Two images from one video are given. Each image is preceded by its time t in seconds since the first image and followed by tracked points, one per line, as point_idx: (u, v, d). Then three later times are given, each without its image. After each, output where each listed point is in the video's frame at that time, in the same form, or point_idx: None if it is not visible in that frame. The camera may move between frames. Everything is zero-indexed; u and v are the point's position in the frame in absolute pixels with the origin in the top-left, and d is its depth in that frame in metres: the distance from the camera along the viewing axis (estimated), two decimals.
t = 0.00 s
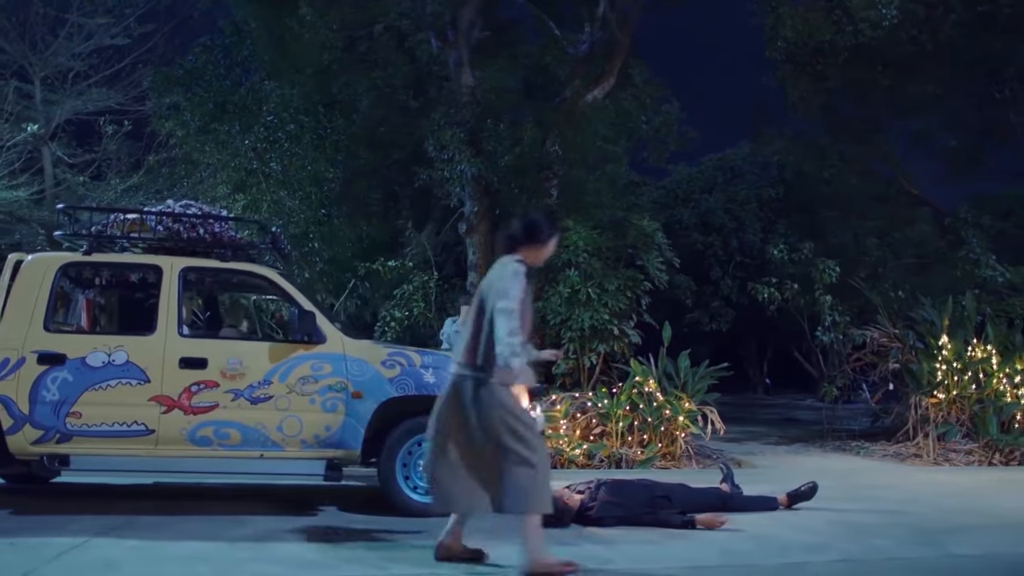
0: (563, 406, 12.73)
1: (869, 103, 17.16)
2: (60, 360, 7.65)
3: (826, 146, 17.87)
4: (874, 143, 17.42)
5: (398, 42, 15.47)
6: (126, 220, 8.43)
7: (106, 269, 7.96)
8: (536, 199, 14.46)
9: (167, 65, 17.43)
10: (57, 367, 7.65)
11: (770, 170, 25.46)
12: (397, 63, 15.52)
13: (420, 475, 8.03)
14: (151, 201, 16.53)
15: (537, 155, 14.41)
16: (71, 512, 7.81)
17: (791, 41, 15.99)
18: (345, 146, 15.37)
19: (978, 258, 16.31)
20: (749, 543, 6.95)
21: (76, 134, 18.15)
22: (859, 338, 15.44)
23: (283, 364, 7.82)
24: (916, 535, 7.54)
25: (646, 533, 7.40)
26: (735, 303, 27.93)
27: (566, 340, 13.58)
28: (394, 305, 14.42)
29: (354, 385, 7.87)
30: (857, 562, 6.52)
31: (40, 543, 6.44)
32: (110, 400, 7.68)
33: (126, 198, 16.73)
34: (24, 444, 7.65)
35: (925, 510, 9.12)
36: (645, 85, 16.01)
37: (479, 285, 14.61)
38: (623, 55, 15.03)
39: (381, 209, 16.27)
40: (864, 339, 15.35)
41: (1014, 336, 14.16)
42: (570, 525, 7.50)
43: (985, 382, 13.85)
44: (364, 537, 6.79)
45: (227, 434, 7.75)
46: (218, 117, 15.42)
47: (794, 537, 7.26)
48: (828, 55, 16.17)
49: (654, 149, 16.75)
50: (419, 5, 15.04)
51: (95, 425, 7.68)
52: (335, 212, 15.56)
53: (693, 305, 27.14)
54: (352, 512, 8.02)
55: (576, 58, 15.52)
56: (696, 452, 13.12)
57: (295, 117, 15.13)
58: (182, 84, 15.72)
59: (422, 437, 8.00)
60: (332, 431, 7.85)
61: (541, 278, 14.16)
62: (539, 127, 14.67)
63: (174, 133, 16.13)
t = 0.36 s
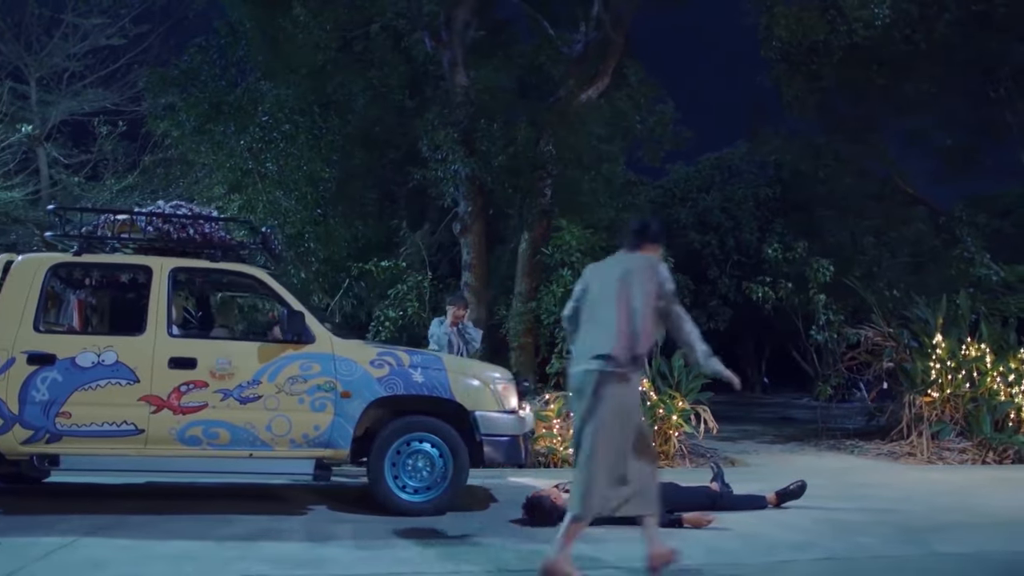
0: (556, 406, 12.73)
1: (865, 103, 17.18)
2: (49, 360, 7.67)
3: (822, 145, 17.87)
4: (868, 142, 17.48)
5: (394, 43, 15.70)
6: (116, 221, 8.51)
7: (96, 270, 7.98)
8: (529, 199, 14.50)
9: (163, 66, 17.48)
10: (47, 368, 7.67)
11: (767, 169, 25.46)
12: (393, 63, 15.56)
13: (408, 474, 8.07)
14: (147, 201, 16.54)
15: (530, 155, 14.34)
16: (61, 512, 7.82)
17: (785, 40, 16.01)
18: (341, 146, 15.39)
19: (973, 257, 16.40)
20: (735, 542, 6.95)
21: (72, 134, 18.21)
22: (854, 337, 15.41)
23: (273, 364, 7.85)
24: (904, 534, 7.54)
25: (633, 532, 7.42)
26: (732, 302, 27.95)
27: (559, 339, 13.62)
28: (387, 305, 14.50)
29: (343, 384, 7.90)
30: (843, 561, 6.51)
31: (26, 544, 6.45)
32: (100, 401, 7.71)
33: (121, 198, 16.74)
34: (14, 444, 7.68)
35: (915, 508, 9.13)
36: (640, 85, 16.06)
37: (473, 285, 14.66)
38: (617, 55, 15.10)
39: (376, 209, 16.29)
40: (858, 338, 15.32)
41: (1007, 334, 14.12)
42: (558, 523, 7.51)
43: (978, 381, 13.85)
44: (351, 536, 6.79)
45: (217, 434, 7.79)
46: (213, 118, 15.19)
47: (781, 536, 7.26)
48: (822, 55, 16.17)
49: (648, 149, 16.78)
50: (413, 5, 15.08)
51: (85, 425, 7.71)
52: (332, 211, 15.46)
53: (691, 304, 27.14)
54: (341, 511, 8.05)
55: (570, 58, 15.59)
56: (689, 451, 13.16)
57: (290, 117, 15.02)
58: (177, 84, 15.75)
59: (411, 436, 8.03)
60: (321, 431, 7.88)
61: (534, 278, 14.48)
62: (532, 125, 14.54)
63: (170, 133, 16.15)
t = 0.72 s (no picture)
0: (549, 403, 12.75)
1: (860, 100, 17.18)
2: (38, 359, 7.69)
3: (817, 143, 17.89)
4: (863, 140, 17.50)
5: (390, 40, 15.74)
6: (106, 219, 8.57)
7: (86, 268, 8.00)
8: (522, 197, 14.53)
9: (158, 65, 17.50)
10: (36, 366, 7.69)
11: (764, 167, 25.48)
12: (389, 61, 15.75)
13: (398, 471, 8.13)
14: (141, 199, 16.55)
15: (524, 153, 14.35)
16: (52, 509, 7.85)
17: (779, 38, 16.03)
18: (336, 144, 15.40)
19: (966, 255, 16.81)
20: (722, 539, 6.98)
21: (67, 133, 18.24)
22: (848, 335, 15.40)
23: (262, 362, 7.88)
24: (891, 531, 7.58)
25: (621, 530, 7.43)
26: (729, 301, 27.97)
27: (553, 337, 13.76)
28: (382, 303, 14.60)
29: (332, 382, 7.93)
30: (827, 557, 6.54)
31: (15, 541, 6.47)
32: (90, 399, 7.73)
33: (116, 196, 16.77)
34: (4, 442, 7.70)
35: (906, 505, 9.15)
36: (634, 83, 16.08)
37: (467, 282, 14.69)
38: (610, 53, 15.15)
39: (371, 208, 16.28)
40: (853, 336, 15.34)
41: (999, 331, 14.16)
42: (546, 520, 7.58)
43: (972, 378, 13.86)
44: (340, 533, 6.82)
45: (206, 432, 7.82)
46: (207, 115, 15.29)
47: (767, 533, 7.29)
48: (816, 52, 16.19)
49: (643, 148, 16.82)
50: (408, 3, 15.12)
51: (75, 424, 7.73)
52: (327, 209, 15.40)
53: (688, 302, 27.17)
54: (331, 508, 8.09)
55: (564, 56, 15.63)
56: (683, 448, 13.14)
57: (285, 115, 14.86)
58: (172, 83, 15.72)
59: (400, 433, 8.09)
60: (310, 428, 7.91)
61: (528, 276, 14.59)
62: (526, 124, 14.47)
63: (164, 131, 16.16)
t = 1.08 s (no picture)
0: (538, 400, 12.78)
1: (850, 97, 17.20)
2: (22, 356, 7.68)
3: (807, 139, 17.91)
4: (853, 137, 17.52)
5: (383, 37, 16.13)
6: (91, 216, 8.53)
7: (71, 265, 8.03)
8: (511, 194, 14.55)
9: (148, 62, 17.49)
10: (20, 363, 7.68)
11: (756, 163, 25.53)
12: (381, 58, 16.02)
13: (382, 467, 8.15)
14: (131, 196, 16.52)
15: (513, 150, 14.39)
16: (36, 506, 7.85)
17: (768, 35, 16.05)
18: (326, 141, 15.39)
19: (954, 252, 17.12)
20: (704, 534, 7.01)
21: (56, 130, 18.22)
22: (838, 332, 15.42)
23: (247, 359, 7.90)
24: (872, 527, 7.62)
25: (604, 526, 7.48)
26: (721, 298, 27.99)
27: (542, 333, 13.79)
28: (372, 300, 14.71)
29: (317, 378, 7.95)
30: (807, 552, 6.57)
31: None
32: (75, 396, 7.74)
33: (105, 193, 16.74)
34: None
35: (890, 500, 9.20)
36: (624, 80, 16.11)
37: (457, 280, 14.71)
38: (600, 50, 15.19)
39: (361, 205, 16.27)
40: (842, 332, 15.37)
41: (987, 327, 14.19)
42: (529, 517, 7.63)
43: (960, 374, 13.89)
44: (323, 529, 6.83)
45: (191, 429, 7.84)
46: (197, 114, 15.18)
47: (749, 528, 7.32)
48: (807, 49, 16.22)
49: (634, 144, 16.82)
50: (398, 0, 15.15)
51: (59, 421, 7.73)
52: (320, 206, 15.35)
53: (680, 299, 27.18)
54: (317, 504, 8.11)
55: (555, 53, 15.65)
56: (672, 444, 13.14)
57: (275, 112, 14.84)
58: (163, 80, 15.79)
59: (384, 430, 8.11)
60: (295, 425, 7.93)
61: (518, 272, 14.51)
62: (516, 121, 14.63)
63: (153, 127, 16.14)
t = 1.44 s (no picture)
0: (520, 396, 12.79)
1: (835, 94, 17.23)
2: None
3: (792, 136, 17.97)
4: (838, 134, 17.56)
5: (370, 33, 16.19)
6: (68, 212, 8.54)
7: (48, 260, 8.01)
8: (496, 190, 14.70)
9: (131, 56, 17.42)
10: None
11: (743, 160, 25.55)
12: (367, 54, 16.15)
13: (360, 463, 8.19)
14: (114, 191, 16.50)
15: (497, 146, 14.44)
16: (13, 501, 7.85)
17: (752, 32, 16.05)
18: (311, 136, 15.35)
19: (938, 248, 16.63)
20: (678, 529, 7.06)
21: (39, 125, 18.16)
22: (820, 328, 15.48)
23: (225, 354, 7.92)
24: (846, 521, 7.69)
25: (580, 521, 7.52)
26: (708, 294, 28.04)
27: (526, 330, 13.82)
28: (355, 296, 14.82)
29: (295, 374, 7.98)
30: (778, 546, 6.61)
31: None
32: (51, 391, 7.74)
33: (88, 188, 16.71)
34: None
35: (866, 495, 9.27)
36: (610, 76, 16.11)
37: (441, 276, 14.72)
38: (584, 47, 15.21)
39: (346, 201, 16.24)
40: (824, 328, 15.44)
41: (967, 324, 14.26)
42: (506, 513, 7.52)
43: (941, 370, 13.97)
44: (299, 524, 6.85)
45: (169, 424, 7.86)
46: (181, 108, 15.25)
47: (723, 522, 7.37)
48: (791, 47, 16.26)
49: (619, 141, 16.84)
50: None
51: (35, 417, 7.74)
52: (306, 202, 15.31)
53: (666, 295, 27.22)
54: (295, 500, 8.13)
55: (539, 49, 15.65)
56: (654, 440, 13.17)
57: (260, 107, 14.81)
58: (147, 75, 15.74)
59: (363, 425, 8.14)
60: (273, 420, 7.96)
61: (502, 269, 14.63)
62: (500, 117, 14.71)
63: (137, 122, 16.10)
